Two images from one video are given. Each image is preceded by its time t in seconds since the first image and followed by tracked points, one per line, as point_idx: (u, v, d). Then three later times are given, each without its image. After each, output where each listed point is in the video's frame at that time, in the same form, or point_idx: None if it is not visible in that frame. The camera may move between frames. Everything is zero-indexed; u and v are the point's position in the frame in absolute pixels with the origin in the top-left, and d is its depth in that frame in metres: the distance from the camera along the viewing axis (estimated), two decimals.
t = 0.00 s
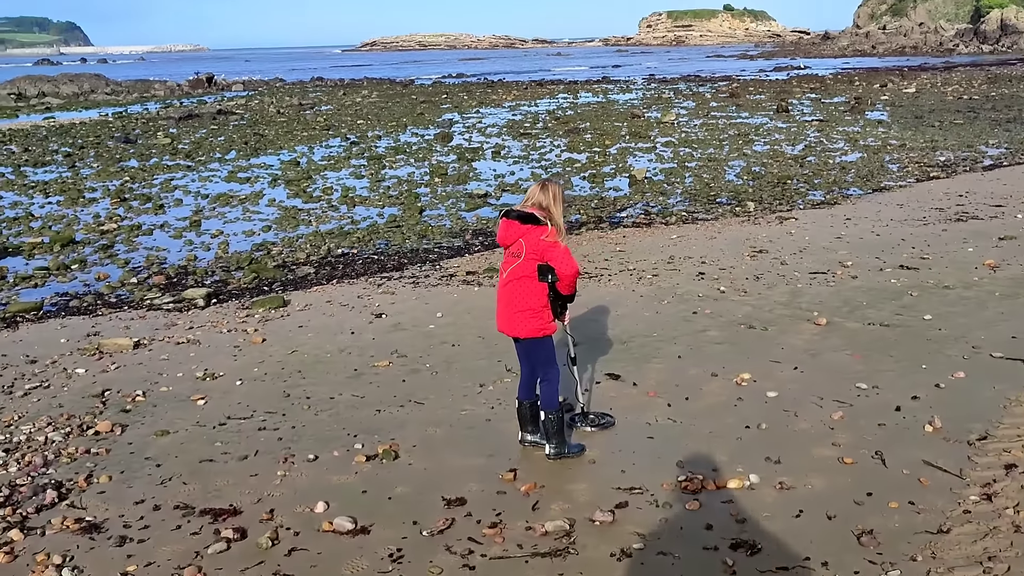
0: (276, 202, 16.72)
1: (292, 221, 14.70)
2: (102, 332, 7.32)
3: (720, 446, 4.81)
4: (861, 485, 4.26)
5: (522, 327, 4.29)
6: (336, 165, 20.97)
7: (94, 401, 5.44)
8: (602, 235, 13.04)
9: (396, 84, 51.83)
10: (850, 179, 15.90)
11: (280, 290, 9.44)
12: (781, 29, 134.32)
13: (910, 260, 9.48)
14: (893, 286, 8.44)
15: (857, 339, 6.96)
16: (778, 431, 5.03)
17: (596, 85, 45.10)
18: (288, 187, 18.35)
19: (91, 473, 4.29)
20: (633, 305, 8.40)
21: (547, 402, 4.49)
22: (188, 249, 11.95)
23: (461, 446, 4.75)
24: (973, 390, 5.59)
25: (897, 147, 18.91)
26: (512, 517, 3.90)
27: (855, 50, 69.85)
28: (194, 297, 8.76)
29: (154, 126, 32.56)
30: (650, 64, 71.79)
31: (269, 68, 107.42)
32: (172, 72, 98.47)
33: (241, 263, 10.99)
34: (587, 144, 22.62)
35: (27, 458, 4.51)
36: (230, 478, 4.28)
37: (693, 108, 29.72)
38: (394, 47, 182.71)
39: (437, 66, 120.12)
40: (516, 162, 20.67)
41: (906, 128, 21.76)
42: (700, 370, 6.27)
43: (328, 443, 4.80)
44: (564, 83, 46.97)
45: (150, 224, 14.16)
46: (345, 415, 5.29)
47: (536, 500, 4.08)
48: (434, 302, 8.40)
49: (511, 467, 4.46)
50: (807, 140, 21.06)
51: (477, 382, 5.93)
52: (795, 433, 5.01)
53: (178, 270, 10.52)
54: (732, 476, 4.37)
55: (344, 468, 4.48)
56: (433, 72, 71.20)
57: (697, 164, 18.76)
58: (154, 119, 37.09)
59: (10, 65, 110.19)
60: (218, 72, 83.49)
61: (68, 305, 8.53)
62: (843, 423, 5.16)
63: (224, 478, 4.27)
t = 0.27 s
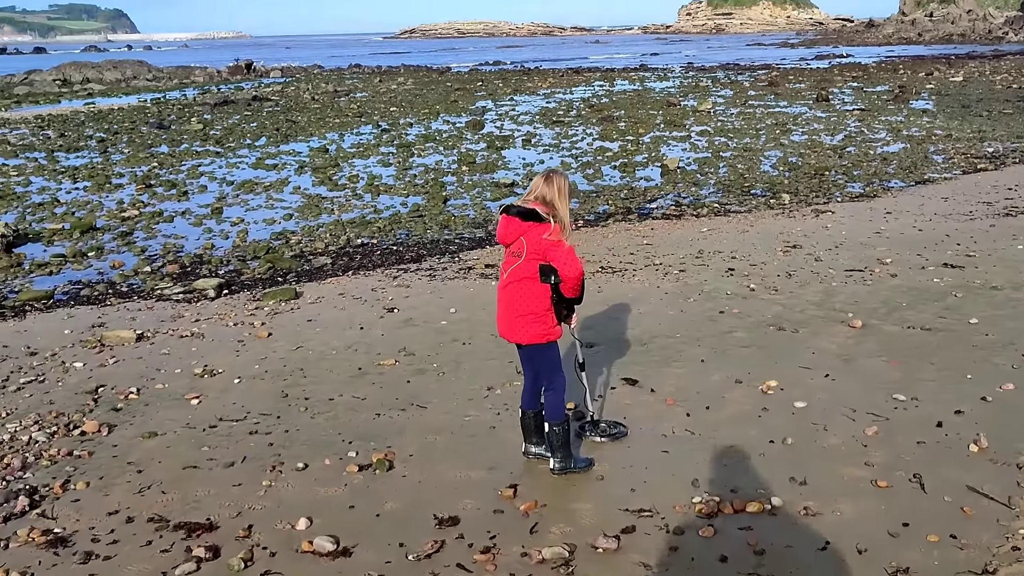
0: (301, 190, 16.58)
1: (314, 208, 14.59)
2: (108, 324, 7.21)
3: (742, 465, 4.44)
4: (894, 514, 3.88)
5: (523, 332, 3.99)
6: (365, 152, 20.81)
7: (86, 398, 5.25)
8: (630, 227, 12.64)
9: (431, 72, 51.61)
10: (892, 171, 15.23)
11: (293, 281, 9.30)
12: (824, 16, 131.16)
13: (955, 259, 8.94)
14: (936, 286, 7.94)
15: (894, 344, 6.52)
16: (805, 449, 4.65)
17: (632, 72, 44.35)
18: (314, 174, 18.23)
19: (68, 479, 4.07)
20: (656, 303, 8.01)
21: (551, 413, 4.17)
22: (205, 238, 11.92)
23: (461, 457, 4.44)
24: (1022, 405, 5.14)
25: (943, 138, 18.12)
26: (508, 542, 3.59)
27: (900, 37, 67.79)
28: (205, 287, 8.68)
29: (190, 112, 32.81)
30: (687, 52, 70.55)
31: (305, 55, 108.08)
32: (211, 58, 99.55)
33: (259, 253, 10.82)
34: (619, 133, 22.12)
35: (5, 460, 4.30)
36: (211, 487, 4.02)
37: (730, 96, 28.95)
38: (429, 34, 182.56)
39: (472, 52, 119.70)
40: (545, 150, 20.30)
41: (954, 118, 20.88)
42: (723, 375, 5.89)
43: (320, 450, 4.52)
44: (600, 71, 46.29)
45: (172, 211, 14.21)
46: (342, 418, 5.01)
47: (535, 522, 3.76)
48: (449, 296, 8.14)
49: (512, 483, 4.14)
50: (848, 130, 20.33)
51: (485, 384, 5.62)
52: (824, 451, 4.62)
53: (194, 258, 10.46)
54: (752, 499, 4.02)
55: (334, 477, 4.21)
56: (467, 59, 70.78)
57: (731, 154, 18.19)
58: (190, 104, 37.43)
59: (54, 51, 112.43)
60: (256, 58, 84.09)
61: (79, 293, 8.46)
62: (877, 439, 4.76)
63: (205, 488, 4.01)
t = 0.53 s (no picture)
0: (324, 176, 16.38)
1: (334, 194, 14.43)
2: (109, 314, 7.08)
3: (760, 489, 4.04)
4: (928, 549, 3.48)
5: (517, 338, 3.66)
6: (393, 137, 20.58)
7: (70, 395, 5.05)
8: (657, 217, 12.22)
9: (466, 57, 51.23)
10: (937, 160, 14.50)
11: (300, 271, 9.16)
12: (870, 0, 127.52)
13: (1003, 256, 8.35)
14: (981, 286, 7.39)
15: (933, 349, 6.04)
16: (830, 471, 4.24)
17: (672, 58, 43.47)
18: (340, 159, 18.06)
19: (33, 485, 3.84)
20: (678, 299, 7.59)
21: (549, 426, 3.83)
22: (219, 226, 11.89)
23: (451, 471, 4.10)
24: None
25: (994, 126, 17.26)
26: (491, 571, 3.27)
27: (951, 22, 65.48)
28: (211, 277, 8.58)
29: (225, 96, 32.95)
30: (729, 36, 69.06)
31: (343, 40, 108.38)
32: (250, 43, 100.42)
33: (272, 243, 10.64)
34: (653, 119, 21.53)
35: None
36: (179, 499, 3.75)
37: (771, 82, 28.12)
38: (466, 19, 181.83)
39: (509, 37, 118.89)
40: (576, 136, 19.86)
41: (1006, 105, 19.89)
42: (743, 381, 5.49)
43: (303, 457, 4.23)
44: (638, 55, 45.44)
45: (192, 198, 14.23)
46: (332, 423, 4.72)
47: (524, 548, 3.43)
48: (459, 291, 7.86)
49: (503, 500, 3.81)
50: (892, 118, 19.51)
51: (487, 387, 5.29)
52: (852, 472, 4.21)
53: (206, 246, 10.41)
54: (767, 526, 3.64)
55: (313, 488, 3.92)
56: (505, 44, 70.21)
57: (768, 141, 17.56)
58: (226, 88, 37.64)
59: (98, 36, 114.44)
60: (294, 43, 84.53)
61: (85, 281, 8.41)
62: (911, 459, 4.33)
63: (173, 499, 3.73)
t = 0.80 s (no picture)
0: (341, 154, 16.15)
1: (348, 173, 14.18)
2: (100, 296, 6.92)
3: (757, 506, 3.72)
4: None
5: (485, 339, 3.40)
6: (415, 115, 20.27)
7: (42, 382, 4.87)
8: (677, 200, 11.75)
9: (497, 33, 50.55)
10: (977, 143, 13.82)
11: (303, 254, 8.94)
12: None
13: None
14: (1016, 280, 6.92)
15: (959, 348, 5.63)
16: (836, 486, 3.90)
17: (707, 35, 42.45)
18: (359, 137, 17.82)
19: None
20: (689, 288, 7.23)
21: (522, 432, 3.57)
22: (228, 206, 11.73)
23: (424, 477, 3.84)
24: None
25: None
26: None
27: None
28: (210, 259, 8.40)
29: (252, 72, 32.85)
30: (766, 14, 67.33)
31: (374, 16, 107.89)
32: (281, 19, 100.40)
33: (277, 223, 10.45)
34: (682, 98, 20.94)
35: None
36: (132, 501, 3.52)
37: (807, 61, 27.24)
38: None
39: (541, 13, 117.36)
40: (601, 115, 19.37)
41: None
42: (750, 381, 5.14)
43: (270, 457, 3.98)
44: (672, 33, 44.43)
45: (206, 176, 14.11)
46: (308, 420, 4.48)
47: (490, 570, 3.16)
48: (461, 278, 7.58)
49: (474, 513, 3.53)
50: (931, 98, 18.71)
51: (475, 383, 5.01)
52: (859, 489, 3.87)
53: (211, 226, 10.25)
54: (760, 551, 3.33)
55: (276, 492, 3.67)
56: (537, 21, 69.18)
57: (799, 122, 16.94)
58: (254, 64, 37.57)
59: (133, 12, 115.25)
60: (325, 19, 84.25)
61: (84, 261, 8.28)
62: (926, 474, 3.97)
63: (125, 502, 3.51)
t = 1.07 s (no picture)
0: (368, 131, 15.92)
1: (373, 151, 13.93)
2: (100, 274, 6.79)
3: (752, 534, 3.40)
4: None
5: (450, 341, 3.14)
6: (447, 91, 19.92)
7: (20, 366, 4.71)
8: (705, 182, 11.01)
9: (540, 9, 49.84)
10: None
11: (313, 235, 8.73)
12: None
13: None
14: None
15: (996, 355, 5.16)
16: (843, 513, 3.55)
17: (757, 13, 41.26)
18: (388, 114, 17.55)
19: None
20: (707, 279, 6.83)
21: (491, 446, 3.33)
22: (247, 183, 11.58)
23: (395, 488, 3.59)
24: None
25: None
26: None
27: None
28: (218, 238, 8.24)
29: (291, 47, 32.83)
30: None
31: None
32: None
33: (292, 202, 10.25)
34: (723, 77, 20.22)
35: None
36: (81, 505, 3.31)
37: (858, 39, 26.13)
38: None
39: None
40: (638, 94, 18.80)
41: None
42: (761, 387, 4.77)
43: (234, 459, 3.76)
44: (722, 9, 43.25)
45: (230, 152, 13.98)
46: (283, 417, 4.25)
47: None
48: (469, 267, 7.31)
49: (439, 532, 3.28)
50: (988, 79, 17.73)
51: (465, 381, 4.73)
52: (868, 518, 3.52)
53: (225, 204, 10.10)
54: None
55: (234, 497, 3.44)
56: None
57: (844, 103, 16.18)
58: (294, 39, 37.52)
59: None
60: None
61: (92, 237, 8.18)
62: (946, 503, 3.59)
63: (73, 505, 3.30)
